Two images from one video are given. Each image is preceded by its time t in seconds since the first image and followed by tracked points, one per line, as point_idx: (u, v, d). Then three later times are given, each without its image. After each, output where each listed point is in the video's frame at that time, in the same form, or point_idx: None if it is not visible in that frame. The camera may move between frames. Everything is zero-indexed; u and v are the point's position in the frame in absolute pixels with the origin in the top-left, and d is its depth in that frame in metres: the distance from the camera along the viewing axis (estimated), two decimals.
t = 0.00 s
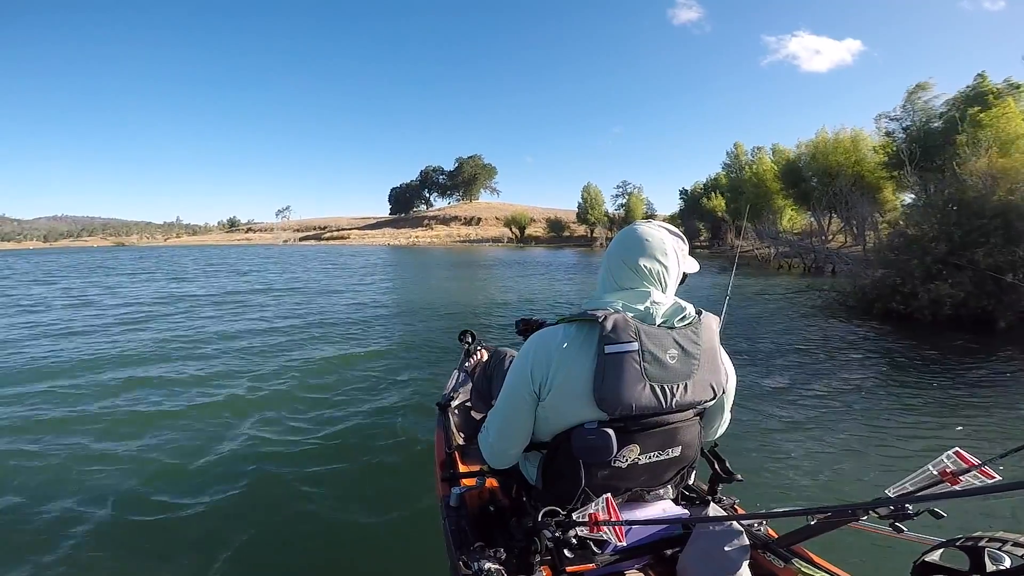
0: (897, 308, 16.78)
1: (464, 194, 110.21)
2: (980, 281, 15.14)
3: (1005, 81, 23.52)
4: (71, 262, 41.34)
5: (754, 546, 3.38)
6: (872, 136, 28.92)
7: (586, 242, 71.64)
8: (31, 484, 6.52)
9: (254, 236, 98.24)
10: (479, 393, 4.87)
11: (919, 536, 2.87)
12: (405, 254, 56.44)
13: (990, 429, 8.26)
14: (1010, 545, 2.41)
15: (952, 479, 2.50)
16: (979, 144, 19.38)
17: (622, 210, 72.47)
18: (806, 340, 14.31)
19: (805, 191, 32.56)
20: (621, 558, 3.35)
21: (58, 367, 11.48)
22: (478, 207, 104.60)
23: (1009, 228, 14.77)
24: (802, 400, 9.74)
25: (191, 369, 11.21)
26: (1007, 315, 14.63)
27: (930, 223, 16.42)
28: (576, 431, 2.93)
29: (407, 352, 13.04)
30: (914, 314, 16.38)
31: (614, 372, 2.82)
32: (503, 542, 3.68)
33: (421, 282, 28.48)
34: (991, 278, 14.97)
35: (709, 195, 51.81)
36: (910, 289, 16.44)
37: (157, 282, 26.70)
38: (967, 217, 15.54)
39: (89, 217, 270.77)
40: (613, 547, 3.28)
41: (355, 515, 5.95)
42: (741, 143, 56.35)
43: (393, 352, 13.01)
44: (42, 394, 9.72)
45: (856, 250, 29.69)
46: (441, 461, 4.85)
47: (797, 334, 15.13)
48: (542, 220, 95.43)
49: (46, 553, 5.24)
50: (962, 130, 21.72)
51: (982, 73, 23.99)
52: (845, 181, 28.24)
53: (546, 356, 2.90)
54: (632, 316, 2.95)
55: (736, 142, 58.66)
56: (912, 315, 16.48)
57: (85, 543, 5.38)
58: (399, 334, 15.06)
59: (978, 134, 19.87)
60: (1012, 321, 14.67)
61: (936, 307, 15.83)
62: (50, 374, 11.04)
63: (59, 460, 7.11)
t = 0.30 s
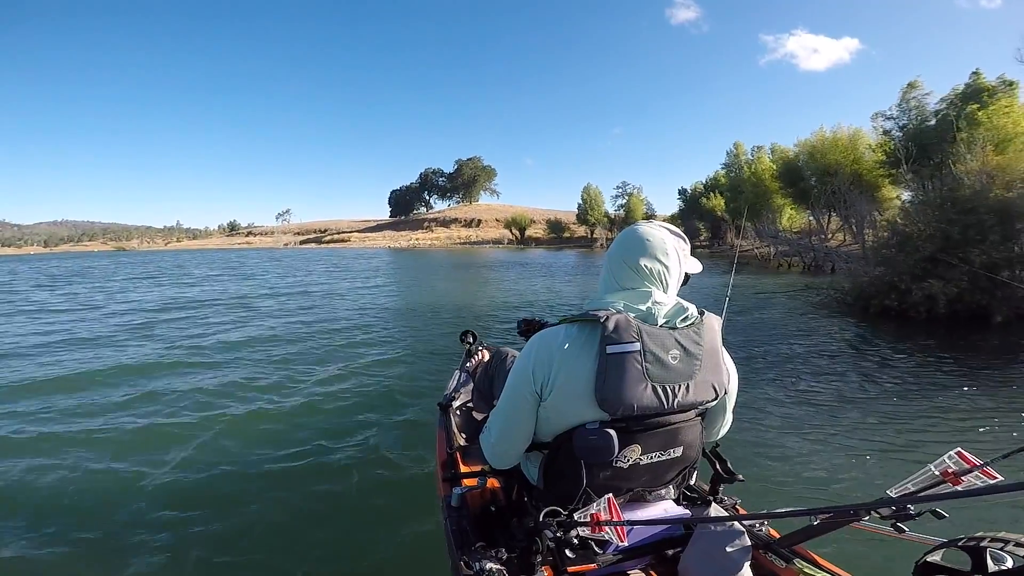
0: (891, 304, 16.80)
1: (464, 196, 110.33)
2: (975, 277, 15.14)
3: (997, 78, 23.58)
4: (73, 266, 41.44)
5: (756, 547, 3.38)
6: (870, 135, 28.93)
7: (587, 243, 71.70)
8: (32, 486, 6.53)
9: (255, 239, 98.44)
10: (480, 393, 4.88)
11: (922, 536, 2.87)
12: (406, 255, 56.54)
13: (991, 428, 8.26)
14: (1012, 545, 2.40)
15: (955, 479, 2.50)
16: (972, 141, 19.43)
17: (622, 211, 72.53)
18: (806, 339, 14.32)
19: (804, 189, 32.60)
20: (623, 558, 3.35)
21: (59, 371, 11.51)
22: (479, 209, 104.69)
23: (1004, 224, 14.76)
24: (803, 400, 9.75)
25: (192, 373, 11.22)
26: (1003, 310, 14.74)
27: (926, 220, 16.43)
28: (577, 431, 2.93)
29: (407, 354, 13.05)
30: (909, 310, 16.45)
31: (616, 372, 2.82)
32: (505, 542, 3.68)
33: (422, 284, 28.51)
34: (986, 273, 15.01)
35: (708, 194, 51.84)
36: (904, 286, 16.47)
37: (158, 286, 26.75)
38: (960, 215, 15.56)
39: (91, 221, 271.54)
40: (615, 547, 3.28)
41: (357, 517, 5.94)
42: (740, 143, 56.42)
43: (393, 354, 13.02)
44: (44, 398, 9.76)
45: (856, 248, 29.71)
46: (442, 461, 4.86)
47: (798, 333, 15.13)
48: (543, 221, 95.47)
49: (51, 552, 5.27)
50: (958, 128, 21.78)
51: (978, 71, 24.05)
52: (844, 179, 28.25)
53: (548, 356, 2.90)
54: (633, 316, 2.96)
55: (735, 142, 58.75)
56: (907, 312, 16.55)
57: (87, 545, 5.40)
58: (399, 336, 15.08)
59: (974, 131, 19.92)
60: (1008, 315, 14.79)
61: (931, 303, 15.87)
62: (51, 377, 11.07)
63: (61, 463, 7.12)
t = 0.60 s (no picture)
0: (890, 303, 16.96)
1: (465, 194, 110.27)
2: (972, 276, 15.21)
3: (998, 77, 23.53)
4: (74, 264, 41.39)
5: (755, 549, 3.38)
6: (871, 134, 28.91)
7: (587, 241, 71.67)
8: (32, 486, 6.52)
9: (255, 237, 98.46)
10: (479, 394, 4.88)
11: (920, 538, 2.86)
12: (408, 253, 56.52)
13: (990, 428, 8.26)
14: (1010, 547, 2.40)
15: (953, 481, 2.48)
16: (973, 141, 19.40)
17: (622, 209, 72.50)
18: (806, 338, 14.33)
19: (805, 188, 32.57)
20: (622, 560, 3.35)
21: (58, 370, 11.50)
22: (479, 207, 104.66)
23: (1001, 223, 14.68)
24: (803, 399, 9.74)
25: (192, 372, 11.21)
26: (1000, 309, 14.78)
27: (924, 220, 16.43)
28: (576, 433, 2.93)
29: (407, 353, 13.05)
30: (907, 309, 16.56)
31: (614, 374, 2.82)
32: (503, 543, 3.68)
33: (422, 282, 28.51)
34: (983, 272, 15.04)
35: (709, 193, 51.81)
36: (902, 285, 16.59)
37: (158, 284, 26.73)
38: (958, 214, 15.55)
39: (92, 219, 271.85)
40: (613, 548, 3.27)
41: (358, 515, 5.95)
42: (742, 142, 56.38)
43: (393, 352, 13.02)
44: (43, 397, 9.74)
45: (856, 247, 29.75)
46: (441, 462, 4.86)
47: (798, 332, 15.12)
48: (544, 219, 95.46)
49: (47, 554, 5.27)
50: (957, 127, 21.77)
51: (979, 70, 24.01)
52: (845, 178, 28.24)
53: (548, 357, 2.90)
54: (632, 318, 2.96)
55: (735, 140, 58.72)
56: (905, 310, 16.67)
57: (86, 545, 5.40)
58: (399, 335, 15.07)
59: (974, 130, 19.90)
60: (1005, 314, 14.83)
61: (928, 301, 15.97)
62: (50, 376, 11.04)
63: (60, 464, 7.11)
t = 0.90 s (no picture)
0: (888, 304, 17.08)
1: (467, 193, 110.20)
2: (970, 278, 15.16)
3: (1001, 77, 23.47)
4: (78, 261, 41.31)
5: (751, 548, 3.38)
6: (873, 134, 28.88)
7: (588, 240, 71.68)
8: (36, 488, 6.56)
9: (258, 235, 98.57)
10: (477, 394, 4.87)
11: (917, 538, 2.86)
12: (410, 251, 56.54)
13: (989, 428, 8.27)
14: (1007, 546, 2.39)
15: (949, 481, 2.48)
16: (976, 141, 19.37)
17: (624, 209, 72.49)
18: (807, 338, 14.32)
19: (807, 188, 32.56)
20: (619, 560, 3.35)
21: (57, 368, 11.49)
22: (482, 206, 104.71)
23: (1000, 225, 14.71)
24: (803, 399, 9.73)
25: (194, 370, 11.25)
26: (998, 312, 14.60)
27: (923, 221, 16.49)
28: (573, 433, 2.93)
29: (407, 352, 13.05)
30: (906, 310, 16.68)
31: (611, 374, 2.82)
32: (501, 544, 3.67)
33: (424, 280, 28.52)
34: (982, 274, 14.98)
35: (711, 192, 51.76)
36: (900, 284, 16.72)
37: (160, 282, 26.74)
38: (959, 214, 15.52)
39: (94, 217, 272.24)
40: (611, 549, 3.26)
41: (357, 514, 5.98)
42: (744, 141, 56.31)
43: (394, 351, 13.02)
44: (41, 396, 9.72)
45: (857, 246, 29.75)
46: (439, 463, 4.86)
47: (799, 331, 15.12)
48: (546, 218, 95.43)
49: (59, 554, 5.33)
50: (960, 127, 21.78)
51: (982, 70, 23.95)
52: (846, 177, 28.22)
53: (545, 357, 2.90)
54: (628, 317, 2.96)
55: (737, 140, 58.77)
56: (903, 311, 16.79)
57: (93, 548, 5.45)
58: (400, 334, 15.07)
59: (975, 131, 19.93)
60: (1004, 317, 14.61)
61: (926, 302, 16.05)
62: (49, 374, 11.04)
63: (59, 464, 7.11)
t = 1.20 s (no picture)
0: (886, 301, 17.07)
1: (469, 192, 110.21)
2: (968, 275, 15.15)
3: (1002, 76, 23.41)
4: (82, 261, 41.38)
5: (751, 543, 3.38)
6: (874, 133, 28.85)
7: (591, 239, 71.76)
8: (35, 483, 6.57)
9: (259, 233, 98.53)
10: (477, 388, 4.86)
11: (917, 533, 2.85)
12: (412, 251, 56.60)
13: (989, 426, 8.26)
14: (1006, 541, 2.39)
15: (949, 475, 2.48)
16: (976, 140, 19.34)
17: (626, 208, 72.36)
18: (808, 337, 14.31)
19: (808, 187, 32.52)
20: (618, 554, 3.35)
21: (59, 366, 11.50)
22: (483, 206, 104.59)
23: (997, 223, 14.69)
24: (803, 397, 9.73)
25: (196, 368, 11.29)
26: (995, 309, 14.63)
27: (920, 219, 16.50)
28: (573, 427, 2.93)
29: (408, 350, 13.04)
30: (903, 307, 16.73)
31: (611, 367, 2.82)
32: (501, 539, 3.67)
33: (426, 279, 28.54)
34: (979, 272, 14.97)
35: (713, 191, 51.72)
36: (898, 282, 16.71)
37: (161, 280, 26.72)
38: (958, 213, 15.52)
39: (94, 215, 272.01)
40: (611, 543, 3.26)
41: (357, 512, 6.00)
42: (746, 140, 56.27)
43: (394, 349, 13.01)
44: (43, 393, 9.73)
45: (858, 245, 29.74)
46: (439, 457, 4.86)
47: (800, 330, 15.11)
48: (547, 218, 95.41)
49: (55, 549, 5.32)
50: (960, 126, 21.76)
51: (982, 69, 23.91)
52: (848, 177, 28.21)
53: (545, 351, 2.90)
54: (628, 311, 2.96)
55: (739, 140, 58.65)
56: (901, 308, 16.83)
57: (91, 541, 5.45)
58: (401, 332, 15.06)
59: (976, 130, 19.91)
60: (1000, 314, 14.64)
61: (923, 300, 16.11)
62: (50, 372, 11.05)
63: (60, 461, 7.12)
